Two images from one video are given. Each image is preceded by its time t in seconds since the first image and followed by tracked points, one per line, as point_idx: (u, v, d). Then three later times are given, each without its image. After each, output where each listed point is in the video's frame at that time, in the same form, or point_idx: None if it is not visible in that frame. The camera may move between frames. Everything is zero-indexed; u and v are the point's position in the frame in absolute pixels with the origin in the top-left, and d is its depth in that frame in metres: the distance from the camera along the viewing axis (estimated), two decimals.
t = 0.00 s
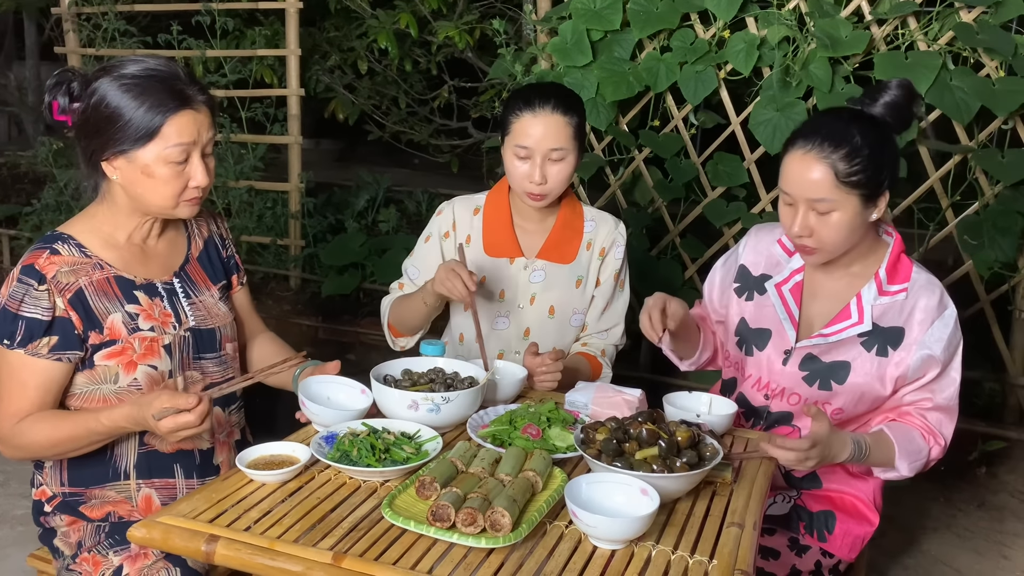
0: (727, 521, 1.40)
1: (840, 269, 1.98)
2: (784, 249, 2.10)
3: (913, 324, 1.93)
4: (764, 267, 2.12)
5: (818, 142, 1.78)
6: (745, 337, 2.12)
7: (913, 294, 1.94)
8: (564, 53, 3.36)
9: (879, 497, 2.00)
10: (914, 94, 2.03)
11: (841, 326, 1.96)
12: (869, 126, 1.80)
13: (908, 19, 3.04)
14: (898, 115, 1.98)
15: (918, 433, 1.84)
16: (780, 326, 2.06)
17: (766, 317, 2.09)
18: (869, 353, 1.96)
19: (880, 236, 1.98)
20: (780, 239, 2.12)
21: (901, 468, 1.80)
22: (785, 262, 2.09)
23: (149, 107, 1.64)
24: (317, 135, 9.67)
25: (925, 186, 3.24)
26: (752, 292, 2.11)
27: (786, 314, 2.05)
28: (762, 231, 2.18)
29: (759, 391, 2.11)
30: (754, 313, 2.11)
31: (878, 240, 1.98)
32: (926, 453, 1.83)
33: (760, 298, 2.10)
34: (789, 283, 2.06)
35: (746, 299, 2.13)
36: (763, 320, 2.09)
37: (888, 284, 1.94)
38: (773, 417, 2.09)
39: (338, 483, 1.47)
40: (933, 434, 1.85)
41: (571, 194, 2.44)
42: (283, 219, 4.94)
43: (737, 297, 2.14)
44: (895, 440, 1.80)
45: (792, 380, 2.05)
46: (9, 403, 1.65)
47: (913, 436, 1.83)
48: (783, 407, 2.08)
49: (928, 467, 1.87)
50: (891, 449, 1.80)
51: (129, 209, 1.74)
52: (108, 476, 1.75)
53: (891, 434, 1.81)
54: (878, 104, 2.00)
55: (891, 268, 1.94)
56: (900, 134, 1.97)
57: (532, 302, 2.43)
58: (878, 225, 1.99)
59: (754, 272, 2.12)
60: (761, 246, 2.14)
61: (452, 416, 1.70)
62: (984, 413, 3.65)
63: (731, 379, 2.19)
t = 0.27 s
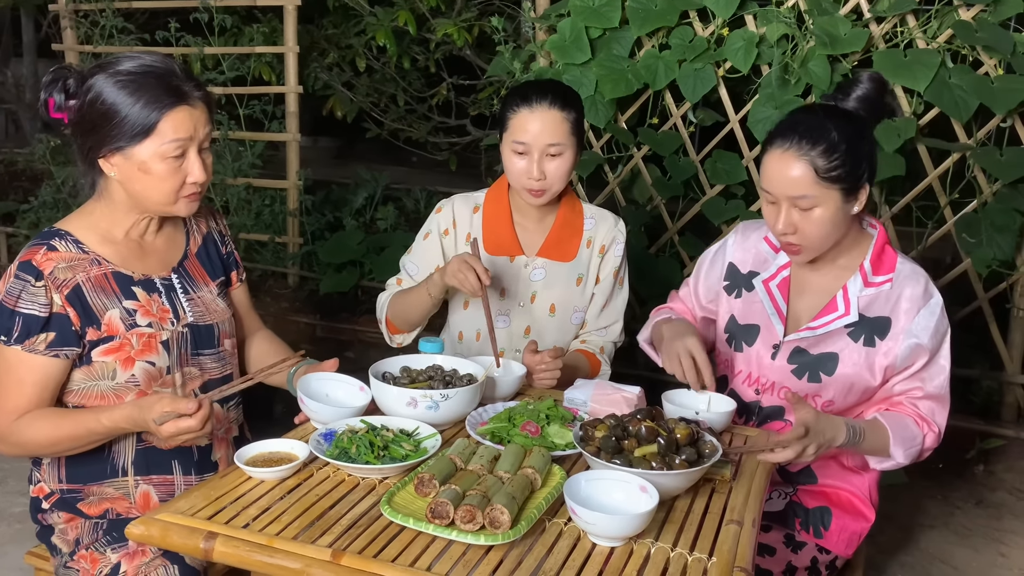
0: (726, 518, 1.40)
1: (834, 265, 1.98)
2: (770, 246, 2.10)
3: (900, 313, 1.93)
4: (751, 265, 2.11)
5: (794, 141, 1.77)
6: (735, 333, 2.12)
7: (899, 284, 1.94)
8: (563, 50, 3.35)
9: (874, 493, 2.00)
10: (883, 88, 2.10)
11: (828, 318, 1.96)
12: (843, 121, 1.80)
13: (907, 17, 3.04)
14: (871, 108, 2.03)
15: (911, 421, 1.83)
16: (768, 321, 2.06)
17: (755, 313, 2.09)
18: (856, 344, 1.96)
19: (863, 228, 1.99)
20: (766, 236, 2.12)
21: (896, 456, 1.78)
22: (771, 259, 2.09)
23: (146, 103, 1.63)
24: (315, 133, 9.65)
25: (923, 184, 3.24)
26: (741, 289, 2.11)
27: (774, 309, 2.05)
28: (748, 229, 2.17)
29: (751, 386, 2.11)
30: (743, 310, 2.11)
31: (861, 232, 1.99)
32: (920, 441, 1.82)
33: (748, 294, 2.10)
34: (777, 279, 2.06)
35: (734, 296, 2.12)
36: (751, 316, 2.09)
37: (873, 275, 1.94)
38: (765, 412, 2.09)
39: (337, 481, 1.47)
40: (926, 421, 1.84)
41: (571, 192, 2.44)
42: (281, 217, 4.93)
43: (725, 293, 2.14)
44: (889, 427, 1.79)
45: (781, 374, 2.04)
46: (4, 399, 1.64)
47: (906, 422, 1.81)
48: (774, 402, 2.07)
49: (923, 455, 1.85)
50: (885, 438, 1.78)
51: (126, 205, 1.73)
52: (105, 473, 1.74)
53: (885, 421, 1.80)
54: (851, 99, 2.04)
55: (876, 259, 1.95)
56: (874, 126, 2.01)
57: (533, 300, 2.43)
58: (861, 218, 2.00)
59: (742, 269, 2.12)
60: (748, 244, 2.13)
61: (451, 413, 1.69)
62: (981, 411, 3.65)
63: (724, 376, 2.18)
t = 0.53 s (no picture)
0: (724, 517, 1.40)
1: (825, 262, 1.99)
2: (757, 245, 2.11)
3: (891, 305, 1.93)
4: (740, 265, 2.11)
5: (788, 129, 1.79)
6: (727, 335, 2.12)
7: (887, 276, 1.94)
8: (562, 50, 3.35)
9: (872, 492, 2.00)
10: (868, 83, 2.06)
11: (819, 315, 1.96)
12: (835, 112, 1.81)
13: (906, 17, 3.04)
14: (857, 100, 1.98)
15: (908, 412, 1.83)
16: (759, 321, 2.07)
17: (745, 313, 2.09)
18: (848, 338, 1.95)
19: (848, 224, 2.00)
20: (752, 236, 2.12)
21: (895, 446, 1.78)
22: (759, 258, 2.09)
23: (144, 102, 1.63)
24: (313, 132, 9.65)
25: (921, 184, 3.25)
26: (729, 290, 2.11)
27: (764, 308, 2.06)
28: (733, 229, 2.18)
29: (745, 386, 2.11)
30: (732, 310, 2.11)
31: (847, 227, 2.00)
32: (918, 431, 1.82)
33: (737, 295, 2.10)
34: (765, 278, 2.07)
35: (724, 298, 2.12)
36: (742, 316, 2.10)
37: (861, 269, 1.94)
38: (761, 412, 2.09)
39: (335, 480, 1.47)
40: (923, 410, 1.85)
41: (570, 191, 2.44)
42: (279, 216, 4.93)
43: (715, 295, 2.14)
44: (887, 418, 1.79)
45: (775, 372, 2.05)
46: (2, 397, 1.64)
47: (904, 413, 1.82)
48: (770, 401, 2.07)
49: (921, 446, 1.86)
50: (883, 430, 1.78)
51: (124, 204, 1.73)
52: (103, 472, 1.74)
53: (883, 412, 1.80)
54: (835, 92, 2.00)
55: (862, 253, 1.95)
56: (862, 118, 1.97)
57: (531, 299, 2.43)
58: (846, 213, 2.02)
59: (730, 270, 2.12)
60: (734, 245, 2.14)
61: (450, 413, 1.69)
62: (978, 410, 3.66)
63: (718, 378, 2.18)
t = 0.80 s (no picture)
0: (725, 517, 1.40)
1: (816, 262, 1.99)
2: (746, 247, 2.11)
3: (880, 299, 1.93)
4: (728, 266, 2.11)
5: (782, 121, 1.79)
6: (717, 337, 2.12)
7: (875, 272, 1.95)
8: (562, 50, 3.35)
9: (870, 492, 2.01)
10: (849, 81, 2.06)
11: (807, 313, 1.97)
12: (826, 106, 1.83)
13: (905, 18, 3.04)
14: (841, 97, 1.98)
15: (905, 404, 1.82)
16: (749, 321, 2.06)
17: (735, 314, 2.09)
18: (837, 334, 1.96)
19: (835, 220, 2.00)
20: (741, 237, 2.13)
21: (893, 437, 1.77)
22: (748, 259, 2.10)
23: (142, 102, 1.63)
24: (313, 132, 9.65)
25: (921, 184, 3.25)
26: (720, 292, 2.11)
27: (754, 308, 2.05)
28: (721, 232, 2.18)
29: (738, 387, 2.11)
30: (722, 312, 2.11)
31: (833, 224, 2.00)
32: (915, 423, 1.81)
33: (727, 297, 2.10)
34: (754, 278, 2.06)
35: (714, 300, 2.12)
36: (732, 317, 2.10)
37: (848, 266, 1.95)
38: (756, 413, 2.08)
39: (335, 480, 1.47)
40: (919, 402, 1.84)
41: (570, 191, 2.43)
42: (279, 215, 4.93)
43: (705, 298, 2.13)
44: (884, 408, 1.78)
45: (767, 372, 2.04)
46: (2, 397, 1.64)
47: (900, 404, 1.81)
48: (763, 401, 2.08)
49: (920, 439, 1.84)
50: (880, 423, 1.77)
51: (123, 204, 1.73)
52: (103, 471, 1.74)
53: (879, 402, 1.79)
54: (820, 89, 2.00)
55: (849, 249, 1.96)
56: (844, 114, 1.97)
57: (530, 299, 2.42)
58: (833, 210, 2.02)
59: (719, 272, 2.12)
60: (722, 248, 2.13)
61: (450, 412, 1.69)
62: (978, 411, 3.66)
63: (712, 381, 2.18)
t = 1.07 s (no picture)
0: (726, 517, 1.40)
1: (803, 259, 1.99)
2: (735, 248, 2.13)
3: (867, 293, 1.93)
4: (718, 268, 2.13)
5: (769, 116, 1.79)
6: (707, 337, 2.13)
7: (861, 267, 1.94)
8: (563, 49, 3.35)
9: (870, 492, 2.01)
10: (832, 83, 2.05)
11: (794, 310, 1.97)
12: (811, 103, 1.84)
13: (907, 18, 3.04)
14: (824, 95, 1.96)
15: (901, 397, 1.81)
16: (737, 321, 2.08)
17: (724, 315, 2.10)
18: (824, 331, 1.96)
19: (820, 217, 2.00)
20: (730, 239, 2.14)
21: (891, 430, 1.76)
22: (736, 260, 2.11)
23: (140, 102, 1.63)
24: (313, 131, 9.65)
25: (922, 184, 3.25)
26: (709, 294, 2.13)
27: (741, 308, 2.07)
28: (710, 235, 2.20)
29: (729, 387, 2.11)
30: (712, 314, 2.12)
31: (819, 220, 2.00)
32: (913, 416, 1.80)
33: (716, 299, 2.12)
34: (743, 278, 2.08)
35: (704, 301, 2.14)
36: (721, 318, 2.11)
37: (834, 262, 1.95)
38: (748, 412, 2.08)
39: (337, 479, 1.47)
40: (916, 395, 1.83)
41: (574, 191, 2.43)
42: (280, 215, 4.93)
43: (694, 300, 2.15)
44: (881, 401, 1.78)
45: (755, 370, 2.05)
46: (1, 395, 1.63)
47: (898, 397, 1.80)
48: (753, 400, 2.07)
49: (918, 433, 1.83)
50: (877, 416, 1.76)
51: (122, 203, 1.73)
52: (103, 470, 1.74)
53: (876, 396, 1.79)
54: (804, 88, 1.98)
55: (835, 245, 1.96)
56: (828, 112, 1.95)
57: (533, 298, 2.43)
58: (818, 207, 2.02)
59: (709, 274, 2.14)
60: (712, 249, 2.15)
61: (451, 411, 1.69)
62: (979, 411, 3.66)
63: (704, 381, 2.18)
